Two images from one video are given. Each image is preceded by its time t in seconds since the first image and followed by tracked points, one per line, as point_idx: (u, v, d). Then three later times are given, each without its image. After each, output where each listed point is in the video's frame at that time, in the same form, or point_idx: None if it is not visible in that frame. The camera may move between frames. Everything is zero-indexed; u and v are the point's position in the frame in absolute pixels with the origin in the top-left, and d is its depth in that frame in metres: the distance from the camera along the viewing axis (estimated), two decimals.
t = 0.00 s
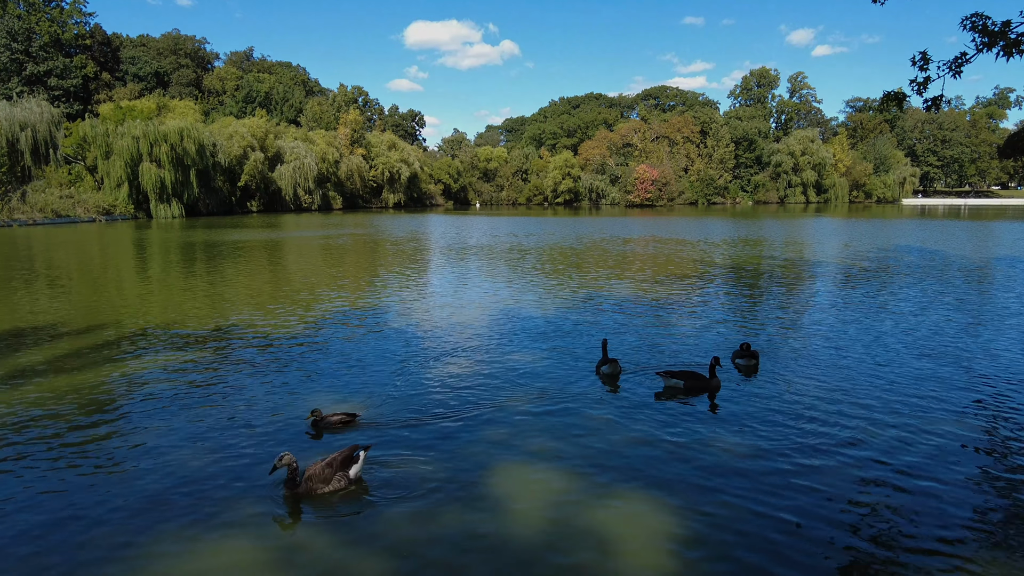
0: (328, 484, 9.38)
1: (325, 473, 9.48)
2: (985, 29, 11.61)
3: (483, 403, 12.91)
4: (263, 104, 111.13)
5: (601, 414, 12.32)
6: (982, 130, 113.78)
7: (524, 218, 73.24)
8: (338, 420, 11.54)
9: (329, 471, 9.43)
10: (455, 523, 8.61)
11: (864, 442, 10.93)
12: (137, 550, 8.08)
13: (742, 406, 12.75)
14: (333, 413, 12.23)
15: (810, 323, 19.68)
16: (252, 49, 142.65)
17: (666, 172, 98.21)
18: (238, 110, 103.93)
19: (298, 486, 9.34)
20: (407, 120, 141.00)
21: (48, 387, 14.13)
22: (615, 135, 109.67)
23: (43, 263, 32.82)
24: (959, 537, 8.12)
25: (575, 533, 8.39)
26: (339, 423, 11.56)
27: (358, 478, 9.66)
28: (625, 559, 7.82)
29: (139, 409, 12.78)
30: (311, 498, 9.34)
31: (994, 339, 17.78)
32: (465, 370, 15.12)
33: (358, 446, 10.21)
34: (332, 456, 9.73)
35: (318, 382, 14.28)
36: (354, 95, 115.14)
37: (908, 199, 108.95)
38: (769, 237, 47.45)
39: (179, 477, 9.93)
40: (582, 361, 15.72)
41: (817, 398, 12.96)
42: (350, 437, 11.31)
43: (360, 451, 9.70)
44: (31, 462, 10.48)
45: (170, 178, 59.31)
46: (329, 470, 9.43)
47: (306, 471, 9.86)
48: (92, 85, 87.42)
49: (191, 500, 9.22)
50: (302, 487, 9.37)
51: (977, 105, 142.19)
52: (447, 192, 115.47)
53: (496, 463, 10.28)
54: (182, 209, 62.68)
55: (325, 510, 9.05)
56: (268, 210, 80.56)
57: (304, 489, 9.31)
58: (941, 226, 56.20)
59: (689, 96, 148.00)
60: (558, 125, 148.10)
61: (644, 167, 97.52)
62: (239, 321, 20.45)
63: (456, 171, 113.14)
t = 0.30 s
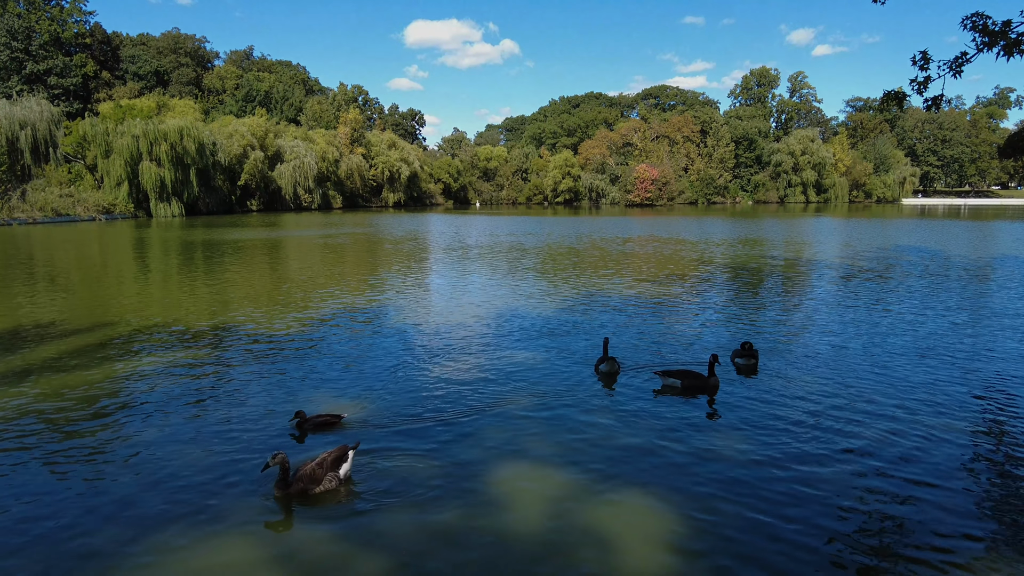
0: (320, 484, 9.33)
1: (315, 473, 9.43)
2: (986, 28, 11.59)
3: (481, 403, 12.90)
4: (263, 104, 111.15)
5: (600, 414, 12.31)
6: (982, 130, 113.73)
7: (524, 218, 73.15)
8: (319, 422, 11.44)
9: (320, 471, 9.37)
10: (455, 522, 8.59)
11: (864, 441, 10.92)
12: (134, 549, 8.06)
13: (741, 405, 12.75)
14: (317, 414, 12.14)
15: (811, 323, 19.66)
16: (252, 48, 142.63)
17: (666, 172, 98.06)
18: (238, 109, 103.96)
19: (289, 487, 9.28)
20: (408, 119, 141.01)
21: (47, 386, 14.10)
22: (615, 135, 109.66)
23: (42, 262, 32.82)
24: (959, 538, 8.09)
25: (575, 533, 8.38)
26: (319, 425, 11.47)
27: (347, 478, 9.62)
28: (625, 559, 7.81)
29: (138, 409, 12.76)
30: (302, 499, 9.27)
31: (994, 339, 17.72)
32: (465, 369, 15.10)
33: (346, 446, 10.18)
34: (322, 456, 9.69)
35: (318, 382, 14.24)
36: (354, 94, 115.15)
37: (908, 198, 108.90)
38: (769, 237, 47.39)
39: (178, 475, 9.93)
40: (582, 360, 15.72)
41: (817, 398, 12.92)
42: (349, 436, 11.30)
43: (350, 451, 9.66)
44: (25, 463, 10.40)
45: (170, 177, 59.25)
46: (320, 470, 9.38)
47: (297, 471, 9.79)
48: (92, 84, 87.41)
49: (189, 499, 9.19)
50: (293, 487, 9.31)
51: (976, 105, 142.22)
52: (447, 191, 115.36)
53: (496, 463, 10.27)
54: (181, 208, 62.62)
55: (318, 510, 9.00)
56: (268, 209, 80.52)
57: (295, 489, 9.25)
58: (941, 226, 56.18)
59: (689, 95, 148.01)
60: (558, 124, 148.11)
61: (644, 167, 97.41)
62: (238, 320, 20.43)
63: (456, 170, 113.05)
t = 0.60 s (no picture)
0: (312, 483, 9.31)
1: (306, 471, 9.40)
2: (987, 26, 11.58)
3: (481, 401, 12.90)
4: (263, 102, 111.11)
5: (600, 412, 12.33)
6: (982, 129, 113.73)
7: (524, 217, 73.11)
8: (302, 423, 11.39)
9: (313, 469, 9.35)
10: (454, 522, 8.58)
11: (864, 440, 10.93)
12: (135, 547, 8.09)
13: (741, 403, 12.79)
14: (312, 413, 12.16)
15: (811, 321, 19.69)
16: (252, 47, 142.52)
17: (666, 170, 97.92)
18: (238, 108, 103.95)
19: (281, 485, 9.23)
20: (408, 118, 140.96)
21: (47, 386, 14.11)
22: (615, 133, 109.60)
23: (43, 261, 32.85)
24: (958, 536, 8.11)
25: (575, 531, 8.40)
26: (303, 426, 11.41)
27: (338, 477, 9.62)
28: (625, 558, 7.81)
29: (139, 407, 12.79)
30: (293, 498, 9.22)
31: (996, 339, 17.65)
32: (466, 368, 15.12)
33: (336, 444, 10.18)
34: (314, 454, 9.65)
35: (319, 380, 14.27)
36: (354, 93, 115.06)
37: (908, 197, 108.86)
38: (769, 235, 47.36)
39: (179, 473, 9.96)
40: (582, 359, 15.76)
41: (817, 397, 12.92)
42: (349, 434, 11.33)
43: (342, 449, 9.67)
44: (22, 465, 10.34)
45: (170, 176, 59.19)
46: (312, 469, 9.35)
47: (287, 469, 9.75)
48: (92, 83, 87.38)
49: (190, 498, 9.22)
50: (286, 486, 9.27)
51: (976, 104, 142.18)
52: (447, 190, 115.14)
53: (496, 461, 10.29)
54: (181, 207, 62.58)
55: (312, 508, 9.00)
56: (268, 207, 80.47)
57: (288, 488, 9.21)
58: (941, 225, 56.23)
59: (690, 94, 147.96)
60: (558, 123, 148.06)
61: (644, 166, 97.33)
62: (238, 319, 20.44)
63: (457, 169, 112.98)
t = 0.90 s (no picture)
0: (310, 480, 9.33)
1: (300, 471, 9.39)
2: (988, 25, 11.60)
3: (481, 401, 12.89)
4: (263, 101, 111.15)
5: (600, 410, 12.36)
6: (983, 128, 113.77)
7: (524, 216, 73.08)
8: (286, 425, 11.27)
9: (308, 466, 9.37)
10: (456, 520, 8.58)
11: (862, 439, 10.95)
12: (136, 546, 8.09)
13: (739, 401, 12.84)
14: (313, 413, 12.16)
15: (811, 320, 19.70)
16: (252, 46, 142.34)
17: (666, 169, 97.83)
18: (239, 107, 104.08)
19: (279, 485, 9.19)
20: (408, 117, 140.97)
21: (47, 384, 14.15)
22: (616, 132, 109.77)
23: (43, 259, 32.85)
24: (960, 535, 8.12)
25: (576, 529, 8.42)
26: (288, 428, 11.29)
27: (331, 474, 9.67)
28: (627, 557, 7.82)
29: (139, 406, 12.82)
30: (288, 495, 9.19)
31: (996, 338, 17.60)
32: (466, 367, 15.14)
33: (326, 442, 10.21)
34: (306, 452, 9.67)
35: (319, 379, 14.31)
36: (354, 92, 115.10)
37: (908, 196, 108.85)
38: (769, 234, 47.41)
39: (180, 471, 9.97)
40: (582, 357, 15.80)
41: (818, 396, 12.90)
42: (349, 433, 11.36)
43: (333, 445, 9.75)
44: (24, 463, 10.35)
45: (171, 175, 59.19)
46: (307, 466, 9.36)
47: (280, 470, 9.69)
48: (93, 82, 87.39)
49: (193, 496, 9.24)
50: (284, 486, 9.22)
51: (977, 103, 142.15)
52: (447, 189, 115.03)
53: (497, 459, 10.31)
54: (181, 206, 62.55)
55: (311, 506, 9.02)
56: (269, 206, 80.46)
57: (287, 487, 9.18)
58: (941, 224, 56.29)
59: (690, 93, 148.00)
60: (558, 122, 148.08)
61: (644, 165, 97.29)
62: (238, 318, 20.50)
63: (457, 168, 112.97)
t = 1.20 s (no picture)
0: (309, 479, 9.33)
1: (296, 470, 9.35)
2: (988, 25, 11.60)
3: (480, 401, 12.88)
4: (264, 100, 111.20)
5: (600, 410, 12.39)
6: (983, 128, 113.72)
7: (524, 215, 73.07)
8: (268, 425, 11.09)
9: (306, 464, 9.37)
10: (458, 520, 8.59)
11: (862, 438, 10.98)
12: (139, 545, 8.11)
13: (740, 401, 12.87)
14: (314, 413, 12.19)
15: (812, 320, 19.72)
16: (253, 45, 142.33)
17: (666, 169, 97.78)
18: (239, 106, 104.15)
19: (280, 484, 9.10)
20: (408, 116, 140.93)
21: (47, 384, 14.14)
22: (616, 132, 110.09)
23: (43, 259, 32.85)
24: (958, 532, 8.17)
25: (577, 528, 8.44)
26: (270, 429, 11.11)
27: (325, 472, 9.71)
28: (629, 554, 7.86)
29: (139, 405, 12.82)
30: (286, 494, 9.15)
31: (996, 339, 17.56)
32: (467, 366, 15.17)
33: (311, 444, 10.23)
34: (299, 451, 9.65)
35: (320, 378, 14.31)
36: (354, 91, 115.12)
37: (909, 196, 108.85)
38: (770, 234, 47.41)
39: (182, 471, 10.00)
40: (582, 356, 15.83)
41: (818, 397, 12.92)
42: (350, 432, 11.38)
43: (323, 442, 9.87)
44: (25, 463, 10.33)
45: (171, 174, 59.22)
46: (305, 464, 9.37)
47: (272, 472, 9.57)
48: (93, 81, 87.37)
49: (194, 495, 9.26)
50: (283, 485, 9.14)
51: (977, 102, 142.11)
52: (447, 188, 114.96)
53: (497, 459, 10.34)
54: (182, 205, 62.56)
55: (312, 504, 9.03)
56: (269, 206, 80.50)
57: (288, 485, 9.13)
58: (942, 224, 56.31)
59: (691, 93, 148.02)
60: (559, 121, 148.11)
61: (644, 164, 97.22)
62: (238, 317, 20.53)
63: (457, 167, 112.98)
